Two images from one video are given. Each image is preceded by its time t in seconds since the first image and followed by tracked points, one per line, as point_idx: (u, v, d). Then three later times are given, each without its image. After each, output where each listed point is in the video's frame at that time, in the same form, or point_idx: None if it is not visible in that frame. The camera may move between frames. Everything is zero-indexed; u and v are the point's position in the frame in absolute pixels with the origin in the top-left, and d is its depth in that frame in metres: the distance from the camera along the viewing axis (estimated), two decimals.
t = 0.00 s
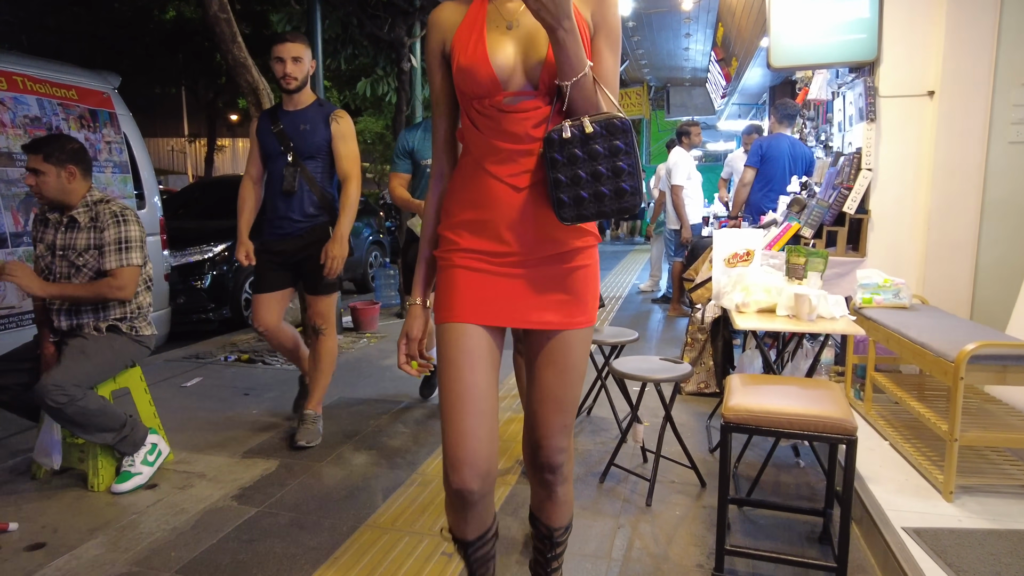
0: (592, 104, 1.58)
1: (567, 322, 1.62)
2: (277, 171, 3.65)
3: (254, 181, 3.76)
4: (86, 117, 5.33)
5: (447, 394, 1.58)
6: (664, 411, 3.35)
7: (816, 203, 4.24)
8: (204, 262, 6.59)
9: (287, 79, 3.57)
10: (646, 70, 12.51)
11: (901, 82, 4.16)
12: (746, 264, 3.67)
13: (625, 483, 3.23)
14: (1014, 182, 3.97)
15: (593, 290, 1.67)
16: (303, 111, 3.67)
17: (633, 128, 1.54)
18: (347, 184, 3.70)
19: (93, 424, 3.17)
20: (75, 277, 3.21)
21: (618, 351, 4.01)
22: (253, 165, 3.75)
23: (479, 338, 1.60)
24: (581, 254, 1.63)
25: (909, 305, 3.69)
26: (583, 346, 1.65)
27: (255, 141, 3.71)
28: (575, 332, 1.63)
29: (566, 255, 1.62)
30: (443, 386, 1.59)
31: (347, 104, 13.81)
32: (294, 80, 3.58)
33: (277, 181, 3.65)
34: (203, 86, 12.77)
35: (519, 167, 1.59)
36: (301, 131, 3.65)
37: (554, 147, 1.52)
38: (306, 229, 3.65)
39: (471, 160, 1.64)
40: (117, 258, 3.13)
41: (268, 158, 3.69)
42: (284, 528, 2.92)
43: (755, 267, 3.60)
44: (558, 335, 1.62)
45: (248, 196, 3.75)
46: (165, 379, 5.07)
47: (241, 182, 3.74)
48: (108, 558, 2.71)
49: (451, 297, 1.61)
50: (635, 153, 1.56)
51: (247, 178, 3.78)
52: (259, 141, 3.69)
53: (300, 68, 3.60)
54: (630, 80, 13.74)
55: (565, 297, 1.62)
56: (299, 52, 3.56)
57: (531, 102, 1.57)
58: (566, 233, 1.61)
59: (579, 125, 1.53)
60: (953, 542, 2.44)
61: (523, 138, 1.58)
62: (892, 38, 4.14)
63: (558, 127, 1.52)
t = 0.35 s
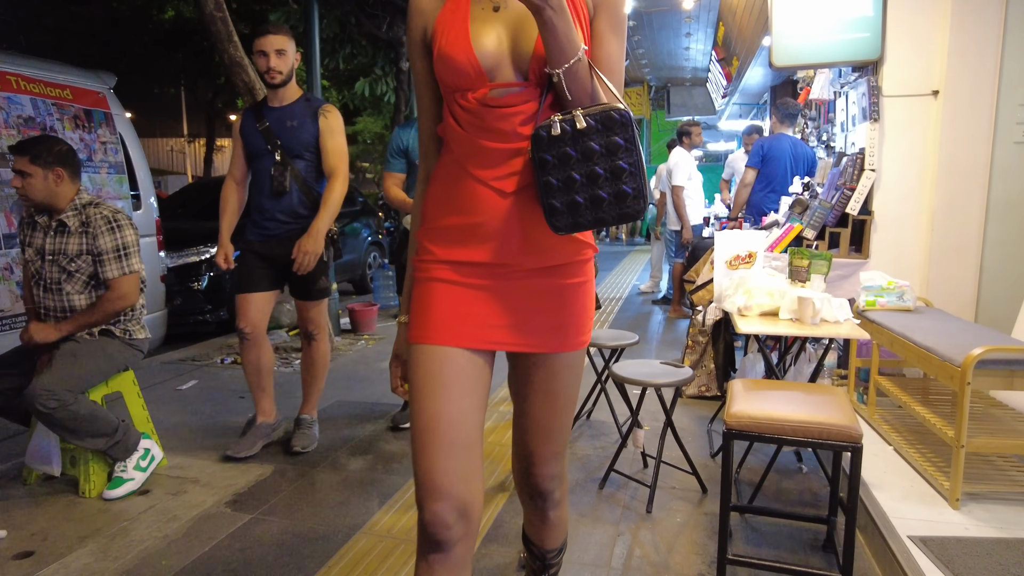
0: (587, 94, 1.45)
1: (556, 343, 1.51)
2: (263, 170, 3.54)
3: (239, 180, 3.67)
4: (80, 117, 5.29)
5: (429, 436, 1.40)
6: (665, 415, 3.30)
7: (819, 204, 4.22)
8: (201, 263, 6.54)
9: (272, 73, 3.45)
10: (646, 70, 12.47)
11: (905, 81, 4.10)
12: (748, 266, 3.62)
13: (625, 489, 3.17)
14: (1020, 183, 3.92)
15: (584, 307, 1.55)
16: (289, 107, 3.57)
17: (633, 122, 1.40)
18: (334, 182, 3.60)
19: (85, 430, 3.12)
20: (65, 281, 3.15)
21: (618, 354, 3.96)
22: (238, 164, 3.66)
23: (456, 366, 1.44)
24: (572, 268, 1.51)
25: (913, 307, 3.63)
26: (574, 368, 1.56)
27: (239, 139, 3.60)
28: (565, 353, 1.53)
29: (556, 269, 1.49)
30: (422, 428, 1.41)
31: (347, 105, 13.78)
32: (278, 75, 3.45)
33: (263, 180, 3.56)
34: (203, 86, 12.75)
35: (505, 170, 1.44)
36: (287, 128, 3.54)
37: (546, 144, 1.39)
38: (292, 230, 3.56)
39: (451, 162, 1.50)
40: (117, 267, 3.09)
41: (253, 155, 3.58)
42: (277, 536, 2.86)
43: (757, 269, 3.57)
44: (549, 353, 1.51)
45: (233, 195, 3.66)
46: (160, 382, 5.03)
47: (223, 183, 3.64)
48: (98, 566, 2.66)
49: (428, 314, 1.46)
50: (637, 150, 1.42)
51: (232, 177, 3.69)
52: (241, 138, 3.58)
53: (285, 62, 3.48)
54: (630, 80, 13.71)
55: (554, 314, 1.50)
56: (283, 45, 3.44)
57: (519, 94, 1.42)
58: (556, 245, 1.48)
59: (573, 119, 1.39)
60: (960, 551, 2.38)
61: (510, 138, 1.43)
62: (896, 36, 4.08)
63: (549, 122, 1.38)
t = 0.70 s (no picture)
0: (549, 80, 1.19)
1: (514, 381, 1.27)
2: (236, 171, 3.37)
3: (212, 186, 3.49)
4: (72, 117, 5.23)
5: (362, 494, 1.18)
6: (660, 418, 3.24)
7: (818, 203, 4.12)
8: (195, 264, 6.49)
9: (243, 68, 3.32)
10: (645, 70, 12.44)
11: (905, 79, 4.05)
12: (745, 266, 3.55)
13: (620, 494, 3.12)
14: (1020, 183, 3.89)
15: (550, 339, 1.30)
16: (263, 104, 3.43)
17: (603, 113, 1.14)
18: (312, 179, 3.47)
19: (69, 434, 3.06)
20: (49, 284, 3.11)
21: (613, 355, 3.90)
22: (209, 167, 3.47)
23: (397, 408, 1.21)
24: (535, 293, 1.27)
25: (913, 308, 3.58)
26: (538, 411, 1.31)
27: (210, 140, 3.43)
28: (525, 395, 1.29)
29: (515, 293, 1.25)
30: (356, 483, 1.19)
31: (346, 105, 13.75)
32: (249, 69, 3.33)
33: (237, 181, 3.38)
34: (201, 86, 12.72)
35: (451, 172, 1.22)
36: (262, 125, 3.40)
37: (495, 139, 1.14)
38: (272, 232, 3.41)
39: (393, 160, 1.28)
40: (93, 268, 3.02)
41: (224, 156, 3.41)
42: (264, 542, 2.81)
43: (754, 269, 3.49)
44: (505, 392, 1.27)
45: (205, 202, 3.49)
46: (152, 384, 4.97)
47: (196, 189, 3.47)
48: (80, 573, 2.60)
49: (360, 343, 1.24)
50: (610, 148, 1.16)
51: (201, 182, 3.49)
52: (213, 140, 3.41)
53: (255, 57, 3.36)
54: (629, 80, 13.67)
55: (511, 347, 1.26)
56: (253, 39, 3.34)
57: (468, 82, 1.20)
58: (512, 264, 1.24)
59: (527, 107, 1.14)
60: (962, 559, 2.32)
61: (458, 132, 1.21)
62: (895, 34, 4.03)
63: (499, 111, 1.14)
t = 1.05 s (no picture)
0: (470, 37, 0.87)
1: (428, 442, 0.89)
2: (200, 174, 3.11)
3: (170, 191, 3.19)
4: (61, 118, 5.17)
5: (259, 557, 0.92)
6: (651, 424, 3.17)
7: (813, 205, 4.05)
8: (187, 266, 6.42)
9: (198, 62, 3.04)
10: (643, 70, 12.39)
11: (902, 79, 3.97)
12: (739, 269, 3.44)
13: (610, 502, 3.06)
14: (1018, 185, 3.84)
15: (481, 388, 0.93)
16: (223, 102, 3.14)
17: (535, 71, 0.83)
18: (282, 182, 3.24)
19: (47, 441, 3.00)
20: (26, 289, 3.06)
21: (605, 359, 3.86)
22: (168, 171, 3.18)
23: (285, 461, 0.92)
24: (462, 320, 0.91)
25: (910, 312, 3.51)
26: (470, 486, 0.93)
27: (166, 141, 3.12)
28: (447, 464, 0.90)
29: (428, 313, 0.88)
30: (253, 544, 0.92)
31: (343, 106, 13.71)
32: (205, 63, 3.04)
33: (198, 185, 3.11)
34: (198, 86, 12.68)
35: (347, 154, 0.88)
36: (224, 124, 3.12)
37: (394, 103, 0.80)
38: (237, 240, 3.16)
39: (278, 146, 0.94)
40: (67, 272, 2.96)
41: (184, 158, 3.11)
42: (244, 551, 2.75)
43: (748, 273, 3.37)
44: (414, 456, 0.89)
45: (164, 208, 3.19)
46: (141, 388, 4.92)
47: (152, 194, 3.18)
48: None
49: (241, 387, 0.91)
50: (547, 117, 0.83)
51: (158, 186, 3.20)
52: (174, 141, 3.08)
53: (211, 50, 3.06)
54: (626, 81, 13.64)
55: (420, 393, 0.88)
56: (209, 31, 3.03)
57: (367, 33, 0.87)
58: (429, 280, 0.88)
59: (437, 61, 0.80)
60: (957, 571, 2.26)
61: (357, 102, 0.87)
62: (891, 33, 3.95)
63: (399, 67, 0.81)
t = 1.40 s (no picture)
0: None
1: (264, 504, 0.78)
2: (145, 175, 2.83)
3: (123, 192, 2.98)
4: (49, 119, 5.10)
5: None
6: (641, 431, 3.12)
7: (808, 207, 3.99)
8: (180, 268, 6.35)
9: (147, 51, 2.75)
10: (640, 70, 12.33)
11: (898, 79, 3.91)
12: (730, 273, 3.44)
13: (598, 510, 3.00)
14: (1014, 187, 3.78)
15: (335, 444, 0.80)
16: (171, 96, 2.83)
17: (363, 43, 0.63)
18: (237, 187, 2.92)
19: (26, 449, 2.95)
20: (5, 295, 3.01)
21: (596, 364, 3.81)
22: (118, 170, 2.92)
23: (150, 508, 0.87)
24: (305, 368, 0.78)
25: (906, 315, 3.45)
26: (320, 556, 0.81)
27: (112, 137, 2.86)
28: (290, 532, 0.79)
29: (262, 356, 0.78)
30: None
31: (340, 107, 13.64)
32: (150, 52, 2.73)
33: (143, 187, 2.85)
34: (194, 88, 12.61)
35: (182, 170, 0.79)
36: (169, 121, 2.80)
37: (183, 77, 0.66)
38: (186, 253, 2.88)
39: (127, 160, 0.85)
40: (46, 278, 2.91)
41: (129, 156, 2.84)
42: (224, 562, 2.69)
43: (739, 277, 3.36)
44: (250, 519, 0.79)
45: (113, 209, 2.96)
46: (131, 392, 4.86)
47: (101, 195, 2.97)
48: None
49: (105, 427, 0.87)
50: (379, 107, 0.65)
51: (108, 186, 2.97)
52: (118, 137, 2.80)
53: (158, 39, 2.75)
54: (624, 81, 13.59)
55: (254, 448, 0.78)
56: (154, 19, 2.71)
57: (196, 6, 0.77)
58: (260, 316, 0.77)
59: (238, 26, 0.66)
60: None
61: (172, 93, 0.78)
62: (887, 32, 3.90)
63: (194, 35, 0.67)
